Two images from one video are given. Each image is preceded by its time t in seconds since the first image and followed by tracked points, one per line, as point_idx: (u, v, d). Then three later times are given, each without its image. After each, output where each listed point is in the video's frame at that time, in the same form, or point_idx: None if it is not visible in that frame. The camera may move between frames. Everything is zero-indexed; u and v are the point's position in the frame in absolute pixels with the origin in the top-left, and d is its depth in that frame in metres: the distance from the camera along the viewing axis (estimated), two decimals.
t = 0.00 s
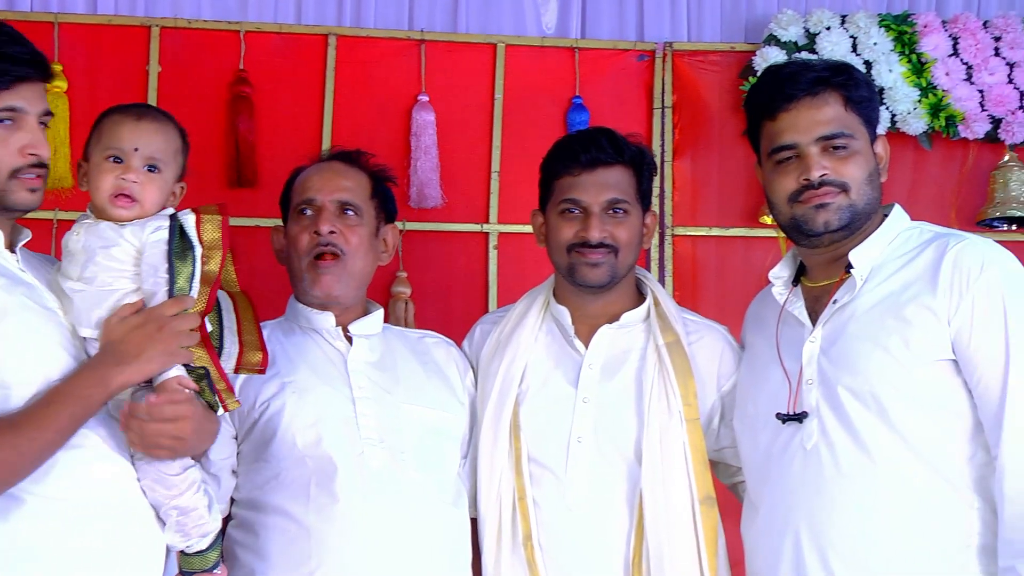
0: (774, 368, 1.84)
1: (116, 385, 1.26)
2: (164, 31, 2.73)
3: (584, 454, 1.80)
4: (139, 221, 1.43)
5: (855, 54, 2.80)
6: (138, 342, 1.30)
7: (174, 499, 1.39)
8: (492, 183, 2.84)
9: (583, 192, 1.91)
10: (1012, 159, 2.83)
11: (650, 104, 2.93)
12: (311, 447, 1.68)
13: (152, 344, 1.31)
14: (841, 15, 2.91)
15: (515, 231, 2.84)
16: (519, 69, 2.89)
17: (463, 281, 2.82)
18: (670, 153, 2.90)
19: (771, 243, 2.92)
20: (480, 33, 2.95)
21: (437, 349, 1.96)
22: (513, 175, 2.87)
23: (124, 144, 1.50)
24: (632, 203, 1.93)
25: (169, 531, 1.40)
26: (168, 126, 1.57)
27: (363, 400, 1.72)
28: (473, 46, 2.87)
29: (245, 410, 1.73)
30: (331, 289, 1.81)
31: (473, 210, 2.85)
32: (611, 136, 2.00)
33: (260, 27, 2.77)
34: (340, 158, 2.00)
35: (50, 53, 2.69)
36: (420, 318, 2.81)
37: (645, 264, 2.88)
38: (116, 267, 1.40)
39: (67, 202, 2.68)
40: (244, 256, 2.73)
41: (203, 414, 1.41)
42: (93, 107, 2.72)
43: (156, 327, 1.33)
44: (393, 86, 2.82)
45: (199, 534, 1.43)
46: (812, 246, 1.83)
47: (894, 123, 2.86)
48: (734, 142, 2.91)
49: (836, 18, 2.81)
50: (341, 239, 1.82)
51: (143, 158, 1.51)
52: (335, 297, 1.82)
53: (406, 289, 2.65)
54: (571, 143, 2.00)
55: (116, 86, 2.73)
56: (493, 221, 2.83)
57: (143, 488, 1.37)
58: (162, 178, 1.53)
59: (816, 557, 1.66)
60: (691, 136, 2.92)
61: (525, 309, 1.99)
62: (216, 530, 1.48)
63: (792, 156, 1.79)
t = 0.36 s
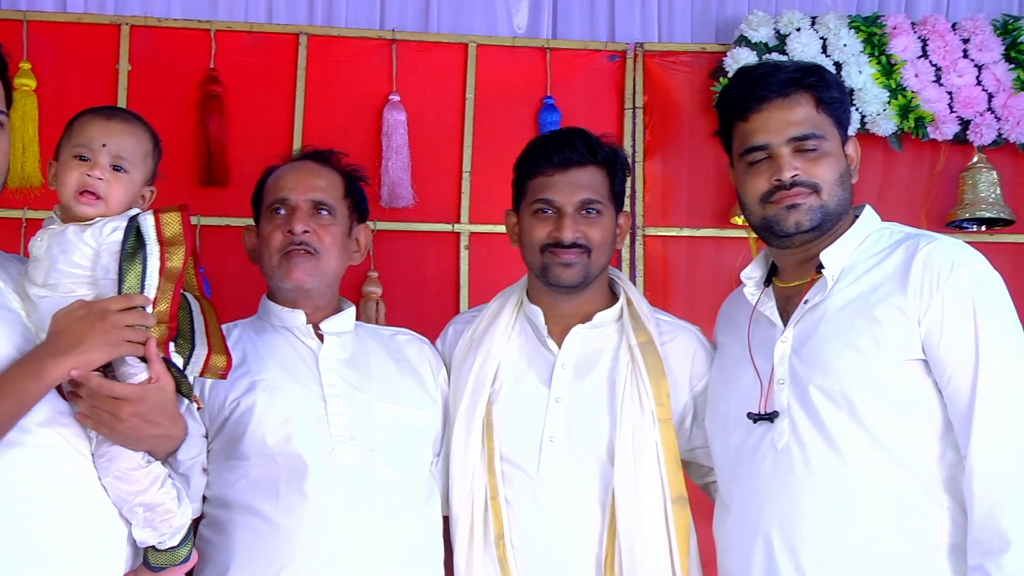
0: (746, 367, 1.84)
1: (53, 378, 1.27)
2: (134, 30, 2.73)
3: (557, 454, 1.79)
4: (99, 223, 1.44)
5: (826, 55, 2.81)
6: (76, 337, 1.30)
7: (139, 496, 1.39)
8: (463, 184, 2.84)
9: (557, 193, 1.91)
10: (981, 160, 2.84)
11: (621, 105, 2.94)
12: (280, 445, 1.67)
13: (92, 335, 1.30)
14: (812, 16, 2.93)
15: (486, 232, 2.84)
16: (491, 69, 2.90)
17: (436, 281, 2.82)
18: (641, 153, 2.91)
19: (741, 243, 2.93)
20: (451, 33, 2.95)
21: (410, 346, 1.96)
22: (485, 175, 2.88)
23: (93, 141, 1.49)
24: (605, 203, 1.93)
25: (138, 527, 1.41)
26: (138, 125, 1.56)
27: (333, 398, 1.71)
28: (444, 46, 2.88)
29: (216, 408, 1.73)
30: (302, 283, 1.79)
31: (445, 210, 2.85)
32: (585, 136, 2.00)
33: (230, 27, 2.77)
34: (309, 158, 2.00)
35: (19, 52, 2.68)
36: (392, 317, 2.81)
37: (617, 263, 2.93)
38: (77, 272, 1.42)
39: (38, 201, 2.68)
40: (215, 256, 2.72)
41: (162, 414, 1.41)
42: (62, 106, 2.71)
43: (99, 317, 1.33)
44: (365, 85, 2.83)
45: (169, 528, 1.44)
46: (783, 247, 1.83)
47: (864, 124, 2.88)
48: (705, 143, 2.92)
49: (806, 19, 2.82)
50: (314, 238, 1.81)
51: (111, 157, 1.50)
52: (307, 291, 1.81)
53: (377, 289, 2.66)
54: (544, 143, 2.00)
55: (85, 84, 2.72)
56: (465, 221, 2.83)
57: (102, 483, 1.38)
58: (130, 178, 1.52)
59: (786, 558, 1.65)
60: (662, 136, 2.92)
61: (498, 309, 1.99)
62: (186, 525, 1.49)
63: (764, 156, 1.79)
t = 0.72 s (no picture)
0: (736, 366, 1.84)
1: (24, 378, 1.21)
2: (122, 29, 2.73)
3: (546, 453, 1.79)
4: (104, 229, 1.49)
5: (813, 55, 2.82)
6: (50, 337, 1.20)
7: (126, 492, 1.39)
8: (451, 183, 2.84)
9: (546, 193, 1.91)
10: (968, 161, 2.84)
11: (609, 105, 2.94)
12: (266, 444, 1.67)
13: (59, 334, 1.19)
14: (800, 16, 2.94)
15: (474, 231, 2.84)
16: (479, 69, 2.90)
17: (424, 281, 2.82)
18: (629, 153, 2.91)
19: (729, 243, 2.94)
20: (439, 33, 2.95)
21: (397, 346, 1.96)
22: (474, 175, 2.88)
23: (102, 150, 1.53)
24: (595, 203, 1.93)
25: (125, 523, 1.40)
26: (145, 137, 1.60)
27: (319, 397, 1.71)
28: (433, 46, 2.88)
29: (201, 407, 1.72)
30: (291, 282, 1.79)
31: (432, 209, 2.85)
32: (574, 137, 2.01)
33: (218, 26, 2.77)
34: (298, 159, 2.00)
35: (6, 52, 2.67)
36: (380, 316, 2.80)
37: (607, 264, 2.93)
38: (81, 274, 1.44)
39: (26, 201, 2.67)
40: (202, 255, 2.71)
41: (149, 412, 1.41)
42: (49, 106, 2.70)
43: (66, 315, 1.19)
44: (354, 85, 2.82)
45: (156, 525, 1.44)
46: (773, 247, 1.84)
47: (852, 125, 2.88)
48: (693, 144, 2.92)
49: (793, 19, 2.82)
50: (303, 239, 1.81)
51: (117, 167, 1.54)
52: (295, 291, 1.80)
53: (366, 288, 2.65)
54: (533, 143, 2.00)
55: (73, 83, 2.71)
56: (453, 221, 2.83)
57: (87, 479, 1.38)
58: (133, 188, 1.56)
59: (777, 558, 1.65)
60: (649, 136, 2.93)
61: (488, 309, 1.99)
62: (173, 523, 1.49)
63: (756, 156, 1.79)
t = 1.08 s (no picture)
0: (740, 364, 1.84)
1: None
2: (125, 29, 2.73)
3: (549, 453, 1.78)
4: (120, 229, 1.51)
5: (817, 55, 2.82)
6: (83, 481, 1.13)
7: (132, 493, 1.39)
8: (454, 183, 2.84)
9: (548, 193, 1.91)
10: (971, 161, 2.84)
11: (613, 105, 2.94)
12: (266, 445, 1.66)
13: None
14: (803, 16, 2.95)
15: (477, 232, 2.84)
16: (482, 69, 2.90)
17: (428, 281, 2.82)
18: (632, 154, 2.91)
19: (732, 243, 2.93)
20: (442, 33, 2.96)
21: (396, 348, 1.95)
22: (477, 175, 2.88)
23: (117, 152, 1.54)
24: (598, 204, 1.93)
25: (132, 525, 1.40)
26: (160, 141, 1.62)
27: (319, 398, 1.71)
28: (436, 47, 2.88)
29: (201, 409, 1.72)
30: (292, 286, 1.79)
31: (435, 210, 2.85)
32: (577, 137, 2.01)
33: (221, 26, 2.77)
34: (296, 160, 2.00)
35: (9, 52, 2.67)
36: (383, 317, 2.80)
37: (609, 263, 2.93)
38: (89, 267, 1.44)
39: (27, 200, 2.66)
40: (204, 255, 2.71)
41: (151, 410, 1.43)
42: (53, 106, 2.70)
43: None
44: (358, 85, 2.83)
45: (162, 526, 1.43)
46: (778, 247, 1.83)
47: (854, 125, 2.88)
48: (695, 145, 2.93)
49: (797, 19, 2.83)
50: (304, 239, 1.81)
51: (131, 170, 1.55)
52: (297, 293, 1.81)
53: (368, 288, 2.65)
54: (535, 144, 2.00)
55: (76, 84, 2.71)
56: (456, 221, 2.83)
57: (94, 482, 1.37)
58: (146, 192, 1.57)
59: (780, 558, 1.65)
60: (653, 136, 2.93)
61: (490, 310, 1.99)
62: (179, 525, 1.48)
63: (762, 156, 1.79)
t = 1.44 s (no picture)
0: (740, 364, 1.87)
1: None
2: (135, 33, 2.75)
3: (552, 451, 1.81)
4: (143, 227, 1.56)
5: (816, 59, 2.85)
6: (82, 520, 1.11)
7: (149, 495, 1.42)
8: (459, 185, 2.87)
9: (552, 195, 1.93)
10: (966, 163, 2.88)
11: (615, 108, 2.97)
12: (275, 443, 1.69)
13: None
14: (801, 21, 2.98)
15: (481, 233, 2.87)
16: (487, 72, 2.93)
17: (432, 281, 2.85)
18: (634, 156, 2.94)
19: (733, 244, 2.96)
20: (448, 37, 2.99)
21: (402, 348, 1.98)
22: (481, 177, 2.90)
23: (135, 154, 1.59)
24: (600, 206, 1.96)
25: (148, 527, 1.43)
26: (176, 141, 1.67)
27: (328, 397, 1.73)
28: (440, 51, 2.91)
29: (211, 407, 1.75)
30: (301, 287, 1.82)
31: (440, 211, 2.88)
32: (579, 140, 2.04)
33: (229, 30, 2.79)
34: (299, 163, 2.02)
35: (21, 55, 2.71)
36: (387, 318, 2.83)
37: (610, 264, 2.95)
38: (111, 261, 1.49)
39: (38, 202, 2.70)
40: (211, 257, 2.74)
41: (169, 413, 1.43)
42: (64, 109, 2.73)
43: None
44: (364, 88, 2.85)
45: (179, 527, 1.47)
46: (777, 248, 1.86)
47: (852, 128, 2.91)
48: (697, 148, 2.95)
49: (796, 23, 2.85)
50: (309, 239, 1.84)
51: (149, 170, 1.61)
52: (305, 294, 1.83)
53: (374, 289, 2.68)
54: (538, 147, 2.03)
55: (87, 87, 2.75)
56: (460, 222, 2.86)
57: (113, 485, 1.41)
58: (163, 191, 1.63)
59: (779, 555, 1.68)
60: (654, 139, 2.96)
61: (494, 309, 2.02)
62: (194, 525, 1.52)
63: (761, 158, 1.82)
